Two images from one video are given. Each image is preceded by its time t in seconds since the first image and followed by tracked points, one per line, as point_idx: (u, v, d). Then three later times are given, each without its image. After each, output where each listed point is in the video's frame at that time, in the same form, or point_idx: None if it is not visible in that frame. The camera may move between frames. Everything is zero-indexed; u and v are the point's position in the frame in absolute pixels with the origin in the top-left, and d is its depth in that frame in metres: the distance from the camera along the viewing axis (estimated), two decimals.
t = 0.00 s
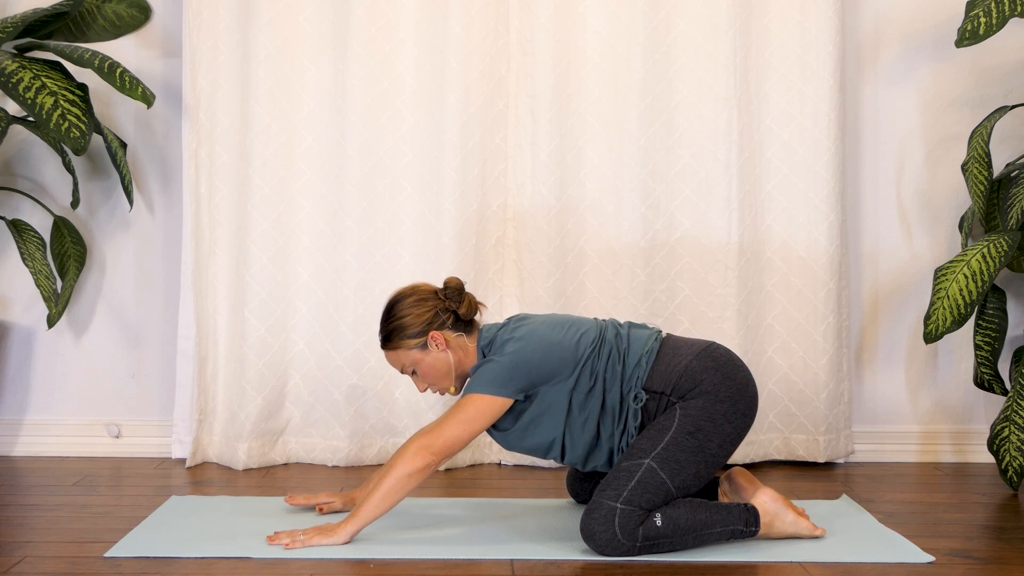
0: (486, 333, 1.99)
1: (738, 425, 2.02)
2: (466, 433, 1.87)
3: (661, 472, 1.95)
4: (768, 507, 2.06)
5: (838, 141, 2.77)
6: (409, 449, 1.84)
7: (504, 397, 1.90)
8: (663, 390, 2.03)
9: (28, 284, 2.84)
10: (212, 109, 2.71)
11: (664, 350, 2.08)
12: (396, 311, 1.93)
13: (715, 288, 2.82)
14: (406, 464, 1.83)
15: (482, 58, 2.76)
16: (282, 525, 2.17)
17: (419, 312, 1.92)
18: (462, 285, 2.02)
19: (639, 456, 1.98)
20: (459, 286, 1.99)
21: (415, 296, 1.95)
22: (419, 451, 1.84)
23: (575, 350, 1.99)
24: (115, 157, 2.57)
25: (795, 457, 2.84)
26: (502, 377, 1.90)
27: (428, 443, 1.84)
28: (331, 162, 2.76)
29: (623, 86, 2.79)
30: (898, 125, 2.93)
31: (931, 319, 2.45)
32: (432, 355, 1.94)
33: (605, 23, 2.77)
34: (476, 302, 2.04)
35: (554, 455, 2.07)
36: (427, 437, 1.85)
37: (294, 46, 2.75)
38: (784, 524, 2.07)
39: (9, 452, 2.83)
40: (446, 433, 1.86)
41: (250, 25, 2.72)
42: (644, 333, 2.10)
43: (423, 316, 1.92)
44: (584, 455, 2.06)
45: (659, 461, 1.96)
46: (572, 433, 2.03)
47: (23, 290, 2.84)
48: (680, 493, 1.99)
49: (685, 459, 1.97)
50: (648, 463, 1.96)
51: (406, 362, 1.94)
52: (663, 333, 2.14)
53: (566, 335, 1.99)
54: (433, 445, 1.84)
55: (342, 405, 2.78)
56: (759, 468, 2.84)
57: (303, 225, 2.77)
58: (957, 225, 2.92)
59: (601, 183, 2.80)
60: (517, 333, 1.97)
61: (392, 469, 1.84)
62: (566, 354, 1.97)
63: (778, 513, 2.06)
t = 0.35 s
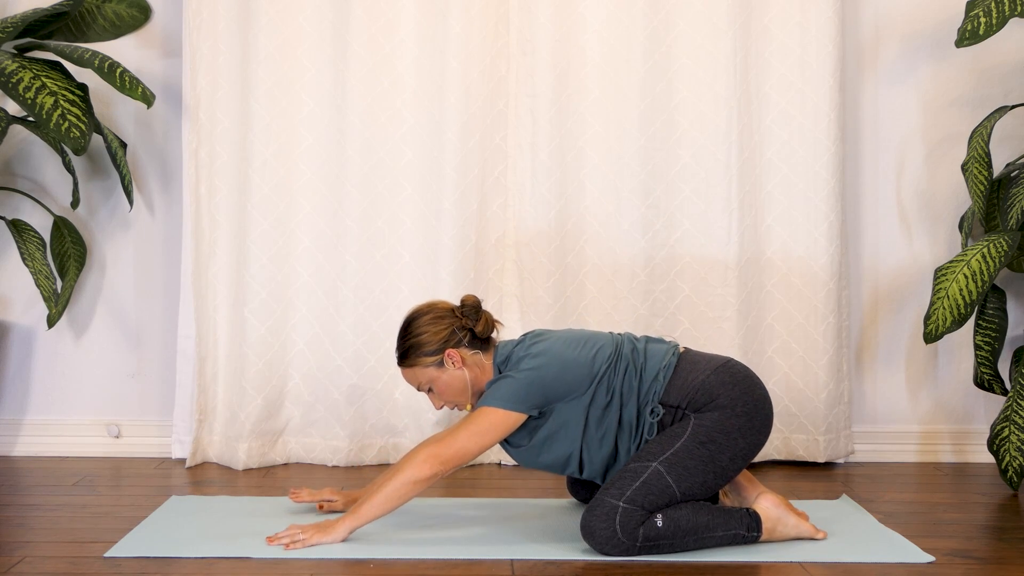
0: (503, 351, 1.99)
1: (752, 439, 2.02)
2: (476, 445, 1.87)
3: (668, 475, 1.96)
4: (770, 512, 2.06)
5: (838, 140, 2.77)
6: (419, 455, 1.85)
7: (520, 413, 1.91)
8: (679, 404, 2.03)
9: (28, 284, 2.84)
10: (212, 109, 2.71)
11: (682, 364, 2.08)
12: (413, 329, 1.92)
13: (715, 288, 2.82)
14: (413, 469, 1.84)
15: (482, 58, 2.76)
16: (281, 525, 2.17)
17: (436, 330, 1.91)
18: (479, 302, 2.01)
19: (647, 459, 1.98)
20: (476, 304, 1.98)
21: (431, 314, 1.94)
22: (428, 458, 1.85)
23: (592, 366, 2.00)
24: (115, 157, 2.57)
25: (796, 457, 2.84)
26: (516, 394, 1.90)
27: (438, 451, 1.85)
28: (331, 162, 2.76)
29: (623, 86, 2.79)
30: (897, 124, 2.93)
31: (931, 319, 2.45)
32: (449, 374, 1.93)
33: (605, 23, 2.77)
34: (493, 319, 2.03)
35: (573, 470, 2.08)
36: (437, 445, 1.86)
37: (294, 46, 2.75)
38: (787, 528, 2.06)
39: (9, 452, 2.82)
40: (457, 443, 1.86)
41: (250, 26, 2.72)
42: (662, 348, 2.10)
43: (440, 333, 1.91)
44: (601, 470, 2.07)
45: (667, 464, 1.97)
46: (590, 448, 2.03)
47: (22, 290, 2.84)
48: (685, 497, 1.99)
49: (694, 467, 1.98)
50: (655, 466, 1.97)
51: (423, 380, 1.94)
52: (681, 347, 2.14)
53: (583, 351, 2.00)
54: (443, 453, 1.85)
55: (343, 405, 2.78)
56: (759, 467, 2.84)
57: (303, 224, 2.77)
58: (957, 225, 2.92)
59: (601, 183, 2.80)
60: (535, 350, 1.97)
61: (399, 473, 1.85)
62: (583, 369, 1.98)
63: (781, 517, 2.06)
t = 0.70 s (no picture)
0: (518, 370, 1.99)
1: (764, 455, 2.02)
2: (486, 465, 1.86)
3: (674, 479, 1.96)
4: (772, 516, 2.06)
5: (838, 140, 2.77)
6: (428, 471, 1.85)
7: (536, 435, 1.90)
8: (692, 419, 2.03)
9: (28, 285, 2.84)
10: (212, 109, 2.71)
11: (697, 379, 2.08)
12: (429, 346, 1.92)
13: (715, 288, 2.82)
14: (419, 485, 1.84)
15: (483, 58, 2.75)
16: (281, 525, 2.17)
17: (452, 348, 1.91)
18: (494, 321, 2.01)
19: (654, 461, 1.98)
20: (492, 323, 1.98)
21: (447, 332, 1.94)
22: (436, 476, 1.84)
23: (607, 384, 1.99)
24: (115, 157, 2.57)
25: (795, 457, 2.84)
26: (531, 414, 1.90)
27: (447, 469, 1.85)
28: (331, 163, 2.76)
29: (623, 87, 2.79)
30: (897, 124, 2.93)
31: (931, 319, 2.45)
32: (464, 392, 1.93)
33: (605, 23, 2.77)
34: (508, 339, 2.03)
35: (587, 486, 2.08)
36: (447, 463, 1.86)
37: (294, 46, 2.75)
38: (788, 531, 2.06)
39: (9, 452, 2.82)
40: (468, 462, 1.85)
41: (250, 26, 2.72)
42: (677, 362, 2.10)
43: (456, 351, 1.91)
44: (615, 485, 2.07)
45: (673, 468, 1.97)
46: (604, 465, 2.03)
47: (23, 290, 2.84)
48: (689, 500, 1.98)
49: (702, 475, 1.97)
50: (662, 469, 1.97)
51: (438, 399, 1.93)
52: (696, 361, 2.13)
53: (598, 369, 2.00)
54: (451, 471, 1.85)
55: (343, 405, 2.78)
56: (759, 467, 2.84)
57: (303, 224, 2.77)
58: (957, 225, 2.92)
59: (601, 183, 2.81)
60: (549, 368, 1.97)
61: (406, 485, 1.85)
62: (598, 387, 1.98)
63: (782, 521, 2.06)
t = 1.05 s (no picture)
0: (523, 391, 1.97)
1: (771, 466, 2.02)
2: (492, 483, 1.84)
3: (679, 482, 1.96)
4: (774, 520, 2.05)
5: (838, 140, 2.77)
6: (435, 486, 1.86)
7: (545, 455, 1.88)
8: (701, 431, 2.02)
9: (28, 284, 2.84)
10: (212, 109, 2.71)
11: (706, 391, 2.06)
12: (436, 369, 1.91)
13: (715, 288, 2.82)
14: (422, 499, 1.85)
15: (483, 58, 2.75)
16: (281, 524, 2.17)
17: (459, 371, 1.90)
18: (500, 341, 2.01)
19: (660, 464, 1.98)
20: (498, 343, 1.98)
21: (454, 354, 1.93)
22: (441, 492, 1.84)
23: (616, 400, 1.97)
24: (115, 157, 2.57)
25: (795, 457, 2.84)
26: (539, 434, 1.87)
27: (452, 486, 1.84)
28: (331, 163, 2.76)
29: (623, 86, 2.79)
30: (897, 124, 2.93)
31: (931, 319, 2.45)
32: (473, 414, 1.92)
33: (605, 24, 2.78)
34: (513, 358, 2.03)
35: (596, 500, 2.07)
36: (454, 480, 1.85)
37: (294, 46, 2.75)
38: (789, 533, 2.06)
39: (9, 452, 2.82)
40: (473, 480, 1.84)
41: (250, 26, 2.72)
42: (685, 374, 2.08)
43: (463, 373, 1.90)
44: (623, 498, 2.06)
45: (679, 471, 1.97)
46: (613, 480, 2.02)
47: (23, 290, 2.84)
48: (693, 504, 1.99)
49: (708, 482, 1.97)
50: (667, 471, 1.97)
51: (447, 422, 1.92)
52: (704, 370, 2.12)
53: (606, 385, 1.97)
54: (456, 489, 1.84)
55: (342, 405, 2.78)
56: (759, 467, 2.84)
57: (303, 224, 2.77)
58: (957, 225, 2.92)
59: (601, 183, 2.81)
60: (557, 387, 1.94)
61: (412, 498, 1.86)
62: (606, 404, 1.95)
63: (784, 524, 2.05)
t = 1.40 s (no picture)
0: (524, 411, 1.95)
1: (774, 468, 2.03)
2: (497, 504, 1.85)
3: (681, 484, 1.96)
4: (774, 520, 2.04)
5: (839, 140, 2.77)
6: (440, 505, 1.87)
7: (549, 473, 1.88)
8: (703, 436, 2.03)
9: (28, 284, 2.84)
10: (212, 109, 2.71)
11: (708, 397, 2.06)
12: (435, 397, 1.89)
13: (715, 288, 2.82)
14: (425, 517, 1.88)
15: (483, 58, 2.75)
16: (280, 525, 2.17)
17: (459, 397, 1.89)
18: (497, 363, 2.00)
19: (663, 465, 1.98)
20: (496, 365, 1.98)
21: (452, 381, 1.92)
22: (445, 512, 1.86)
23: (618, 414, 1.96)
24: (115, 157, 2.57)
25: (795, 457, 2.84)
26: (543, 453, 1.87)
27: (456, 507, 1.85)
28: (331, 163, 2.76)
29: (623, 86, 2.79)
30: (897, 124, 2.93)
31: (931, 319, 2.45)
32: (477, 438, 1.91)
33: (605, 24, 2.78)
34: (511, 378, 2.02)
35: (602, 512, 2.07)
36: (459, 502, 1.86)
37: (294, 46, 2.75)
38: (790, 534, 2.06)
39: (9, 452, 2.82)
40: (477, 500, 1.85)
41: (250, 26, 2.72)
42: (685, 380, 2.07)
43: (463, 399, 1.89)
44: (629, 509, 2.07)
45: (682, 472, 1.97)
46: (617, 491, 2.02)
47: (23, 290, 2.84)
48: (695, 505, 1.99)
49: (710, 485, 1.97)
50: (669, 472, 1.97)
51: (451, 448, 1.91)
52: (704, 375, 2.11)
53: (607, 398, 1.96)
54: (460, 510, 1.85)
55: (343, 405, 2.78)
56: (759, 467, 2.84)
57: (303, 225, 2.78)
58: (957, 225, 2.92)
59: (601, 183, 2.81)
60: (557, 404, 1.93)
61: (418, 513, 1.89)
62: (608, 419, 1.95)
63: (785, 525, 2.05)
